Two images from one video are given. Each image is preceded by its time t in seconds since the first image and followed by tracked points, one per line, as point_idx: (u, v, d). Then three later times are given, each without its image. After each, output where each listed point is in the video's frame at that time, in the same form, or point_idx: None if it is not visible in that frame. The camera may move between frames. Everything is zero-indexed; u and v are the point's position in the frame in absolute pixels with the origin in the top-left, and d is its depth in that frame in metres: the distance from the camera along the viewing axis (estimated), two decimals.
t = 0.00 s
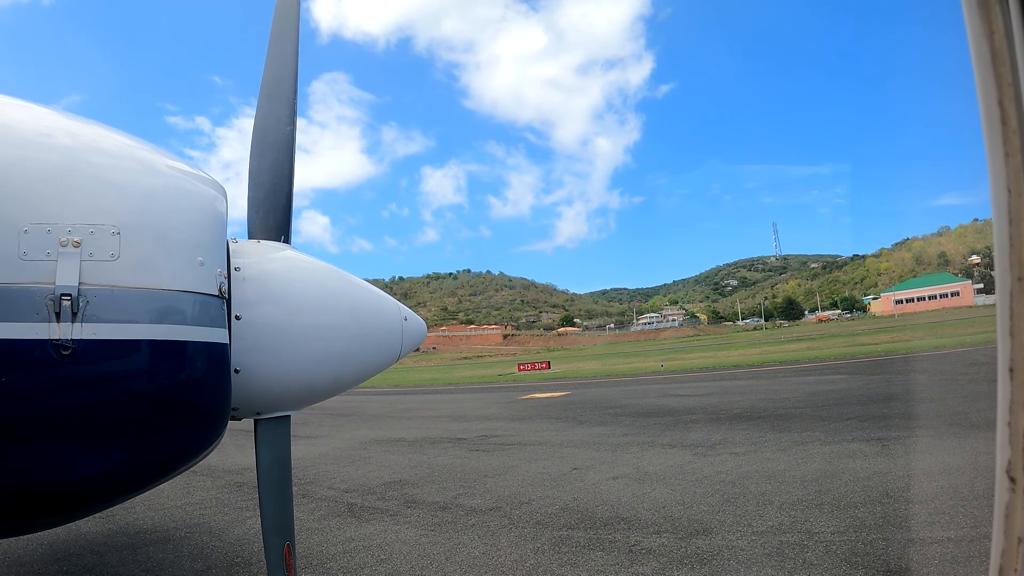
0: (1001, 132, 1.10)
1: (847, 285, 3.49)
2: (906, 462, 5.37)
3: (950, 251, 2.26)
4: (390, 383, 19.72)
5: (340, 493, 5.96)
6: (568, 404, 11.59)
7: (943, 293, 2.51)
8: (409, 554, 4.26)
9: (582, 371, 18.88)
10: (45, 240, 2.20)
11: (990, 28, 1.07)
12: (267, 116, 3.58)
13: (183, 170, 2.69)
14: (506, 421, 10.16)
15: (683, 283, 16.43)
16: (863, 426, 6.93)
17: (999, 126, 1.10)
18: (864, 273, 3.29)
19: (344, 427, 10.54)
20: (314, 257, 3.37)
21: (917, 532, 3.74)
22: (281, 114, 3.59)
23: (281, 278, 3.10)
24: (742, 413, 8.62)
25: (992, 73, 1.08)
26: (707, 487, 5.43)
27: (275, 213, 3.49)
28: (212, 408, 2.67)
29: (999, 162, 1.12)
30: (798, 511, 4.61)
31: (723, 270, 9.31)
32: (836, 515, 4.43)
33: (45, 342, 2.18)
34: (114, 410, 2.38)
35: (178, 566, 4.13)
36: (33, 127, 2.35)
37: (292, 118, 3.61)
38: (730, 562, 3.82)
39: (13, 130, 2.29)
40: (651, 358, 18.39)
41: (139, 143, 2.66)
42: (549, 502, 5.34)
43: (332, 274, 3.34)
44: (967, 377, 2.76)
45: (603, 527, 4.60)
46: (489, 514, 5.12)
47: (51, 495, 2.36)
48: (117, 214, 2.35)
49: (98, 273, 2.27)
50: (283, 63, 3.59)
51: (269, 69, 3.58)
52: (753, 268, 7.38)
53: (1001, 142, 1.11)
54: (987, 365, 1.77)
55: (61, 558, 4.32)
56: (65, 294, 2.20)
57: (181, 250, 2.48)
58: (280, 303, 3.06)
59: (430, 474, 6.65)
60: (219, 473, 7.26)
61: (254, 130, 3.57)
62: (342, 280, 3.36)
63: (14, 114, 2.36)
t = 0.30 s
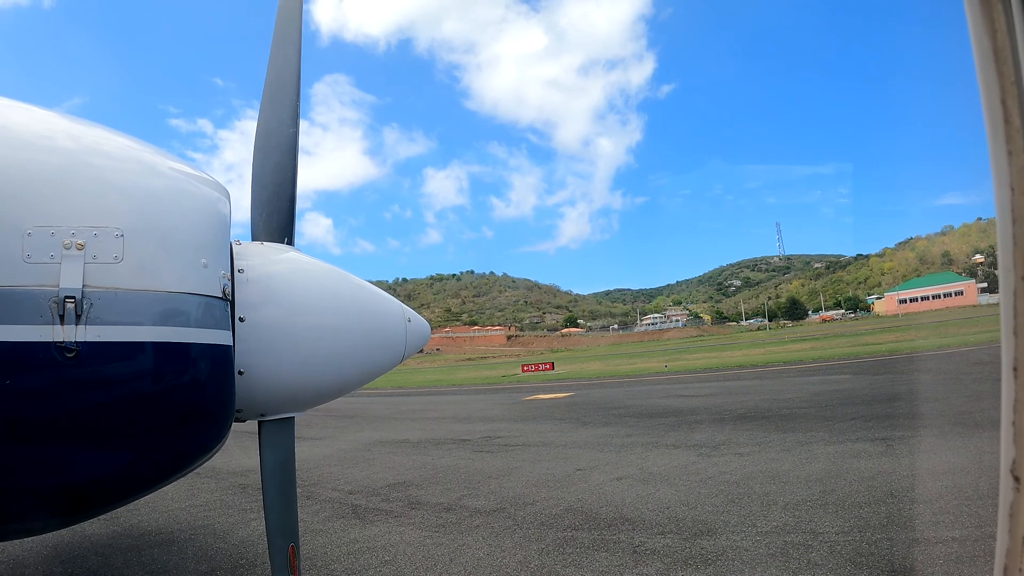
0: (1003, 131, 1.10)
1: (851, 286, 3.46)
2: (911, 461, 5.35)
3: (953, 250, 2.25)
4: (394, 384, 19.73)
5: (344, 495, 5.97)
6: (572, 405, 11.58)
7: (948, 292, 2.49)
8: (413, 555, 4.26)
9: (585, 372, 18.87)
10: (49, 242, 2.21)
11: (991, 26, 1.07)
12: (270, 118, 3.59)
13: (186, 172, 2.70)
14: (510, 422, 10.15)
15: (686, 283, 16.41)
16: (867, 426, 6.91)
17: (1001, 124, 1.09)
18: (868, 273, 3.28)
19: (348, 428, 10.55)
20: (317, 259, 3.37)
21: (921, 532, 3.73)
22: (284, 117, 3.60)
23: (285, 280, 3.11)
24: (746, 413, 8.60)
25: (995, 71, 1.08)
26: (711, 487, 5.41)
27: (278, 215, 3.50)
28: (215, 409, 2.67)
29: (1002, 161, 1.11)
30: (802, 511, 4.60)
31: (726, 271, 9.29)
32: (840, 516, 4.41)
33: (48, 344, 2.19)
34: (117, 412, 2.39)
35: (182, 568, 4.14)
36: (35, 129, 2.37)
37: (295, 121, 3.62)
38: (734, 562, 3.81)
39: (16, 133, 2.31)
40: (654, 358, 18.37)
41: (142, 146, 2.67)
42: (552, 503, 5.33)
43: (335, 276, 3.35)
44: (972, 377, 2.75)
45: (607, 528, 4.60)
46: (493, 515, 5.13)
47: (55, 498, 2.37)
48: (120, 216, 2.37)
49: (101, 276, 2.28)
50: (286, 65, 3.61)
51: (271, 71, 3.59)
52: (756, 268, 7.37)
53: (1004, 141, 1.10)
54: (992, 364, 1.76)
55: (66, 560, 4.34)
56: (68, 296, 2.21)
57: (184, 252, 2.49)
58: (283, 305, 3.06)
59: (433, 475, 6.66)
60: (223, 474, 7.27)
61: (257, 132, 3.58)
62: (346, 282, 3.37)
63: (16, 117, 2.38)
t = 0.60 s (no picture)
0: (1004, 130, 1.10)
1: (851, 286, 3.47)
2: (911, 461, 5.35)
3: (953, 250, 2.25)
4: (394, 384, 19.73)
5: (345, 495, 5.97)
6: (573, 405, 11.60)
7: (949, 293, 2.49)
8: (414, 555, 4.26)
9: (585, 372, 18.88)
10: (49, 243, 2.21)
11: (991, 27, 1.07)
12: (271, 119, 3.59)
13: (186, 172, 2.71)
14: (510, 422, 10.16)
15: (686, 284, 16.41)
16: (868, 426, 6.91)
17: (1001, 124, 1.09)
18: (868, 273, 3.29)
19: (348, 429, 10.56)
20: (317, 259, 3.37)
21: (922, 532, 3.73)
22: (284, 117, 3.60)
23: (285, 280, 3.11)
24: (747, 413, 8.61)
25: (995, 70, 1.08)
26: (712, 487, 5.42)
27: (279, 215, 3.50)
28: (215, 410, 2.67)
29: (1002, 161, 1.11)
30: (803, 511, 4.60)
31: (727, 271, 9.30)
32: (841, 516, 4.41)
33: (48, 344, 2.19)
34: (117, 413, 2.39)
35: (182, 569, 4.14)
36: (34, 129, 2.37)
37: (295, 121, 3.62)
38: (734, 562, 3.82)
39: (15, 133, 2.31)
40: (655, 359, 18.38)
41: (142, 146, 2.67)
42: (553, 504, 5.34)
43: (335, 276, 3.35)
44: (972, 376, 2.75)
45: (607, 528, 4.60)
46: (493, 515, 5.12)
47: (55, 499, 2.37)
48: (120, 216, 2.37)
49: (101, 276, 2.28)
50: (286, 65, 3.61)
51: (271, 72, 3.59)
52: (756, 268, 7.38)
53: (1004, 141, 1.10)
54: (992, 364, 1.76)
55: (66, 560, 4.34)
56: (68, 297, 2.21)
57: (184, 252, 2.49)
58: (283, 305, 3.07)
59: (434, 475, 6.66)
60: (224, 474, 7.28)
61: (257, 133, 3.58)
62: (346, 282, 3.37)
63: (16, 117, 2.38)
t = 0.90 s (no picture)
0: (1004, 130, 1.10)
1: (851, 285, 3.47)
2: (911, 461, 5.35)
3: (954, 250, 2.25)
4: (394, 385, 19.73)
5: (345, 495, 5.97)
6: (573, 405, 11.61)
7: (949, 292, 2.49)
8: (414, 555, 4.27)
9: (586, 372, 18.89)
10: (49, 243, 2.21)
11: (991, 27, 1.07)
12: (271, 119, 3.60)
13: (186, 172, 2.71)
14: (511, 422, 10.17)
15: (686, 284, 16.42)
16: (868, 426, 6.91)
17: (1001, 124, 1.09)
18: (868, 273, 3.29)
19: (349, 429, 10.57)
20: (318, 259, 3.38)
21: (922, 533, 3.73)
22: (284, 117, 3.61)
23: (285, 280, 3.11)
24: (747, 413, 8.61)
25: (994, 69, 1.08)
26: (712, 487, 5.42)
27: (279, 215, 3.51)
28: (215, 410, 2.67)
29: (1002, 161, 1.11)
30: (803, 511, 4.60)
31: (727, 271, 9.31)
32: (841, 515, 4.41)
33: (48, 345, 2.19)
34: (118, 414, 2.39)
35: (183, 569, 4.14)
36: (35, 130, 2.37)
37: (295, 121, 3.62)
38: (734, 562, 3.82)
39: (15, 133, 2.31)
40: (655, 359, 18.38)
41: (142, 146, 2.67)
42: (553, 504, 5.34)
43: (335, 276, 3.35)
44: (972, 376, 2.75)
45: (607, 528, 4.60)
46: (494, 516, 5.12)
47: (55, 499, 2.37)
48: (120, 216, 2.37)
49: (101, 277, 2.28)
50: (286, 65, 3.61)
51: (271, 72, 3.59)
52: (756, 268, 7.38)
53: (1004, 141, 1.10)
54: (992, 364, 1.76)
55: (66, 560, 4.35)
56: (68, 297, 2.21)
57: (184, 252, 2.49)
58: (283, 305, 3.07)
59: (434, 476, 6.66)
60: (224, 475, 7.29)
61: (257, 133, 3.58)
62: (346, 282, 3.37)
63: (16, 118, 2.38)
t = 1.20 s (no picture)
0: (1003, 130, 1.10)
1: (851, 285, 3.47)
2: (911, 461, 5.35)
3: (954, 250, 2.25)
4: (395, 385, 19.78)
5: (345, 495, 5.97)
6: (573, 405, 11.61)
7: (948, 292, 2.49)
8: (414, 556, 4.27)
9: (586, 372, 18.90)
10: (49, 244, 2.21)
11: (992, 26, 1.07)
12: (271, 120, 3.60)
13: (186, 172, 2.71)
14: (511, 422, 10.17)
15: (686, 284, 16.42)
16: (868, 426, 6.91)
17: (1001, 124, 1.09)
18: (868, 273, 3.29)
19: (349, 429, 10.58)
20: (318, 259, 3.38)
21: (923, 533, 3.73)
22: (284, 117, 3.61)
23: (285, 280, 3.11)
24: (747, 413, 8.62)
25: (994, 68, 1.08)
26: (712, 488, 5.42)
27: (279, 215, 3.51)
28: (216, 410, 2.67)
29: (1002, 161, 1.11)
30: (803, 511, 4.60)
31: (727, 271, 9.31)
32: (841, 515, 4.41)
33: (48, 345, 2.19)
34: (118, 414, 2.39)
35: (183, 569, 4.14)
36: (34, 130, 2.37)
37: (295, 121, 3.62)
38: (734, 562, 3.82)
39: (14, 133, 2.31)
40: (655, 359, 18.40)
41: (142, 147, 2.67)
42: (553, 504, 5.34)
43: (336, 277, 3.35)
44: (973, 376, 2.74)
45: (607, 528, 4.60)
46: (494, 516, 5.12)
47: (55, 499, 2.37)
48: (120, 216, 2.37)
49: (101, 277, 2.28)
50: (286, 66, 3.61)
51: (272, 72, 3.59)
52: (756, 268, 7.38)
53: (1003, 141, 1.10)
54: (992, 364, 1.76)
55: (67, 560, 4.35)
56: (68, 298, 2.21)
57: (184, 252, 2.49)
58: (283, 306, 3.07)
59: (434, 476, 6.66)
60: (224, 475, 7.30)
61: (257, 133, 3.58)
62: (346, 282, 3.37)
63: (16, 118, 2.38)
